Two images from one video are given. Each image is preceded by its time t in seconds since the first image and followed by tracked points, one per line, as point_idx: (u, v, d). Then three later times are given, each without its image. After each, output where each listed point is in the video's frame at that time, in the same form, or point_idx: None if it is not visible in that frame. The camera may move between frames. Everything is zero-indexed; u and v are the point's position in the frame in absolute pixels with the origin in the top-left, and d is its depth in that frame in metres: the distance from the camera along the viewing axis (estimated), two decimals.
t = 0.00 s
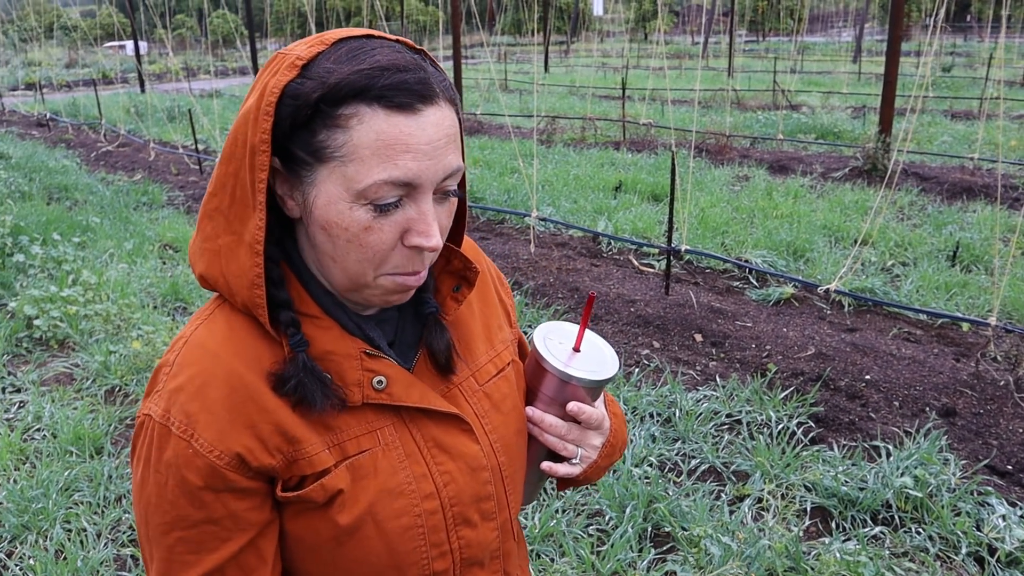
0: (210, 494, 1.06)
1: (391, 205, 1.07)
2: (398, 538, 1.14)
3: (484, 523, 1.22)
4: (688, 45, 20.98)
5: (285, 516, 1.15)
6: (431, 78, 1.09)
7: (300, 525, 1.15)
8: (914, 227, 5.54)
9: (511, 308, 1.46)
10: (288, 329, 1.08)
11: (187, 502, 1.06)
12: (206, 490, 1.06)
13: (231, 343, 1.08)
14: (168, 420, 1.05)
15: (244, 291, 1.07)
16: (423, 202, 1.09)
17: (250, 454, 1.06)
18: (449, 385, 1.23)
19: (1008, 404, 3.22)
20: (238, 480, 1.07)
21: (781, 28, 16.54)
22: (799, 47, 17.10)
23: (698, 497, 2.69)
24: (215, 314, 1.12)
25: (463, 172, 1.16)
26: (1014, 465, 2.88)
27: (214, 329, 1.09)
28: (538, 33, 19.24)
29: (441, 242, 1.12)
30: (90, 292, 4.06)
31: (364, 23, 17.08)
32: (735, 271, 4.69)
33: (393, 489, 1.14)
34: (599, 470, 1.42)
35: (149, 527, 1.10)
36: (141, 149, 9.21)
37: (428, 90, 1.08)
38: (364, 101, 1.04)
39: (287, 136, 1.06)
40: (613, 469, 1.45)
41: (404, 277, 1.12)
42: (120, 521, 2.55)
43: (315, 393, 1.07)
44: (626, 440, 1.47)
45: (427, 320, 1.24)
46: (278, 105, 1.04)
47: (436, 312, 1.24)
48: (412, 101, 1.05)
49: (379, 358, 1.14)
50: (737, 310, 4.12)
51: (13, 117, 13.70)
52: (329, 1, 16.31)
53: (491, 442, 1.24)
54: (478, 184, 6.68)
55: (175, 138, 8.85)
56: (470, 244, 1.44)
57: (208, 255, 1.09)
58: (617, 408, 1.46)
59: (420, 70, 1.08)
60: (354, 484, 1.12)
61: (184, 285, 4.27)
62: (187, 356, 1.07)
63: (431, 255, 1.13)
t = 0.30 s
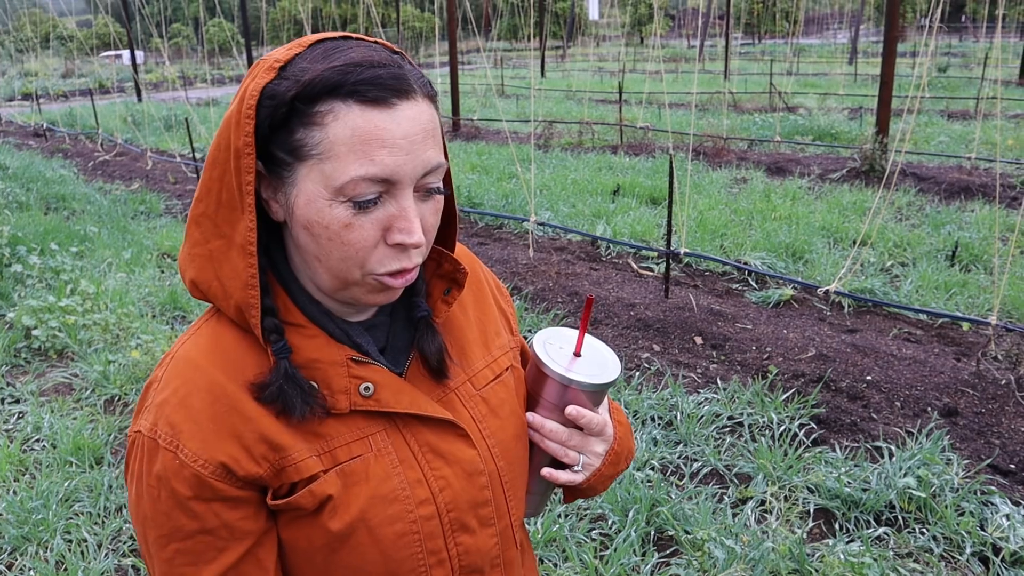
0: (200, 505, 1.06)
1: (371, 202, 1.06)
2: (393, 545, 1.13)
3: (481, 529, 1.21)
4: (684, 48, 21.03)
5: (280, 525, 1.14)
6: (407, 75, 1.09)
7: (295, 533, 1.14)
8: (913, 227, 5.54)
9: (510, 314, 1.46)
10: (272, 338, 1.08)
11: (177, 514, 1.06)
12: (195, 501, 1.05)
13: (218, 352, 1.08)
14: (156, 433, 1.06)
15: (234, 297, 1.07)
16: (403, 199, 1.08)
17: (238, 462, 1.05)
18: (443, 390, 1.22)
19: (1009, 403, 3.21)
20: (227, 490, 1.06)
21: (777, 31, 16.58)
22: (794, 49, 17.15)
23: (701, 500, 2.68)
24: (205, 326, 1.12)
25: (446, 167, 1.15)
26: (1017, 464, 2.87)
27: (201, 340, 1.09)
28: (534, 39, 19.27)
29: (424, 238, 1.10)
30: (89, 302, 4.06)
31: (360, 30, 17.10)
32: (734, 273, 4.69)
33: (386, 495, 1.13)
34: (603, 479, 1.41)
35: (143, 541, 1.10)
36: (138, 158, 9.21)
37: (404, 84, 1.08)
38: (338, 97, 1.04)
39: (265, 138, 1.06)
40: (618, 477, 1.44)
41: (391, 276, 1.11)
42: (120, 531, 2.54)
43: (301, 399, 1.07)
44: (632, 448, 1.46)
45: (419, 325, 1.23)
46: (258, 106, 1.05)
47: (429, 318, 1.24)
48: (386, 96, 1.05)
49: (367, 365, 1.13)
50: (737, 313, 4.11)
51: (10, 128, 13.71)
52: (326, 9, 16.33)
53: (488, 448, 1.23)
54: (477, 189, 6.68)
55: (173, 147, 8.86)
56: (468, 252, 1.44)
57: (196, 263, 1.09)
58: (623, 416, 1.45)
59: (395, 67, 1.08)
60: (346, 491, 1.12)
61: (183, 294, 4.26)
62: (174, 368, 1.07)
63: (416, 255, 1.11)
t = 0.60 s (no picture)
0: (190, 507, 1.06)
1: (376, 180, 1.06)
2: (388, 548, 1.13)
3: (479, 533, 1.20)
4: (681, 48, 21.04)
5: (273, 527, 1.14)
6: (401, 55, 1.10)
7: (285, 535, 1.14)
8: (911, 227, 5.54)
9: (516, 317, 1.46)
10: (270, 340, 1.08)
11: (167, 515, 1.06)
12: (185, 503, 1.05)
13: (214, 354, 1.08)
14: (149, 433, 1.06)
15: (233, 295, 1.07)
16: (406, 176, 1.08)
17: (230, 463, 1.05)
18: (443, 392, 1.22)
19: (1008, 403, 3.21)
20: (219, 492, 1.06)
21: (775, 31, 16.59)
22: (791, 50, 17.16)
23: (702, 501, 2.68)
24: (204, 327, 1.13)
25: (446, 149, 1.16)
26: (1017, 464, 2.87)
27: (198, 342, 1.09)
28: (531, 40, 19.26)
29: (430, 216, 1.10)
30: (86, 304, 4.05)
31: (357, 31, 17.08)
32: (733, 274, 4.69)
33: (382, 497, 1.12)
34: (611, 483, 1.40)
35: (135, 542, 1.10)
36: (135, 159, 9.19)
37: (398, 62, 1.09)
38: (334, 78, 1.05)
39: (265, 129, 1.07)
40: (627, 482, 1.43)
41: (399, 260, 1.10)
42: (120, 534, 2.53)
43: (297, 401, 1.06)
44: (641, 453, 1.45)
45: (419, 326, 1.23)
46: (256, 101, 1.05)
47: (431, 318, 1.24)
48: (382, 73, 1.06)
49: (365, 364, 1.13)
50: (736, 313, 4.11)
51: (6, 130, 13.69)
52: (323, 10, 16.32)
53: (489, 450, 1.23)
54: (475, 190, 6.68)
55: (170, 148, 8.85)
56: (472, 256, 1.45)
57: (196, 263, 1.09)
58: (630, 419, 1.44)
59: (388, 48, 1.10)
60: (341, 493, 1.11)
61: (181, 295, 4.26)
62: (170, 370, 1.08)
63: (423, 236, 1.11)
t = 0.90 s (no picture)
0: (205, 510, 1.06)
1: (378, 188, 1.07)
2: (401, 551, 1.13)
3: (492, 536, 1.21)
4: (684, 50, 21.03)
5: (288, 528, 1.15)
6: (406, 62, 1.10)
7: (305, 537, 1.15)
8: (916, 228, 5.52)
9: (529, 319, 1.46)
10: (283, 345, 1.08)
11: (183, 517, 1.07)
12: (199, 506, 1.06)
13: (229, 359, 1.09)
14: (166, 437, 1.07)
15: (244, 302, 1.08)
16: (409, 184, 1.08)
17: (245, 466, 1.05)
18: (457, 394, 1.22)
19: (1014, 404, 3.20)
20: (234, 495, 1.06)
21: (778, 32, 16.58)
22: (796, 51, 17.13)
23: (708, 501, 2.68)
24: (218, 331, 1.13)
25: (452, 153, 1.15)
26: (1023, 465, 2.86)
27: (214, 346, 1.10)
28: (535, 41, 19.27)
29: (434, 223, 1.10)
30: (92, 305, 4.07)
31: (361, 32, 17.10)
32: (737, 275, 4.69)
33: (396, 501, 1.13)
34: (620, 487, 1.41)
35: (153, 542, 1.12)
36: (140, 161, 9.22)
37: (401, 70, 1.08)
38: (336, 87, 1.05)
39: (271, 134, 1.07)
40: (636, 486, 1.43)
41: (404, 266, 1.11)
42: (127, 534, 2.54)
43: (310, 405, 1.07)
44: (651, 457, 1.45)
45: (433, 328, 1.23)
46: (259, 108, 1.06)
47: (443, 320, 1.24)
48: (384, 81, 1.06)
49: (378, 368, 1.13)
50: (741, 314, 4.11)
51: (11, 131, 13.75)
52: (328, 12, 16.35)
53: (501, 454, 1.24)
54: (479, 192, 6.68)
55: (174, 150, 8.87)
56: (486, 257, 1.45)
57: (208, 267, 1.10)
58: (641, 423, 1.44)
59: (392, 55, 1.09)
60: (355, 496, 1.12)
61: (186, 296, 4.27)
62: (187, 372, 1.09)
63: (427, 241, 1.11)
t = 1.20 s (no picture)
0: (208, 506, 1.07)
1: (371, 174, 1.07)
2: (409, 550, 1.13)
3: (499, 535, 1.21)
4: (685, 51, 21.04)
5: (291, 527, 1.15)
6: (392, 49, 1.11)
7: (306, 536, 1.15)
8: (916, 229, 5.52)
9: (534, 318, 1.46)
10: (291, 344, 1.09)
11: (185, 512, 1.07)
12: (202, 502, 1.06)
13: (237, 356, 1.09)
14: (171, 432, 1.07)
15: (252, 300, 1.09)
16: (403, 169, 1.08)
17: (252, 464, 1.06)
18: (467, 393, 1.22)
19: (1015, 405, 3.19)
20: (238, 493, 1.07)
21: (780, 32, 16.58)
22: (796, 52, 17.15)
23: (708, 501, 2.68)
24: (227, 329, 1.14)
25: (446, 137, 1.15)
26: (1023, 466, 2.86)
27: (222, 344, 1.11)
28: (536, 42, 19.27)
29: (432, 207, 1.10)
30: (94, 304, 4.08)
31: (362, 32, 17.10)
32: (738, 275, 4.69)
33: (405, 499, 1.13)
34: (626, 486, 1.41)
35: (152, 538, 1.12)
36: (141, 160, 9.23)
37: (386, 57, 1.09)
38: (323, 78, 1.06)
39: (266, 133, 1.09)
40: (642, 485, 1.44)
41: (408, 253, 1.10)
42: (128, 533, 2.55)
43: (318, 401, 1.07)
44: (656, 457, 1.46)
45: (441, 326, 1.23)
46: (253, 108, 1.07)
47: (452, 318, 1.24)
48: (370, 68, 1.06)
49: (389, 367, 1.14)
50: (741, 315, 4.11)
51: (13, 131, 13.77)
52: (329, 12, 16.34)
53: (510, 453, 1.24)
54: (479, 192, 6.68)
55: (175, 149, 8.88)
56: (494, 258, 1.45)
57: (216, 271, 1.11)
58: (647, 424, 1.44)
59: (377, 44, 1.10)
60: (364, 495, 1.12)
61: (187, 296, 4.28)
62: (194, 370, 1.09)
63: (428, 226, 1.11)
